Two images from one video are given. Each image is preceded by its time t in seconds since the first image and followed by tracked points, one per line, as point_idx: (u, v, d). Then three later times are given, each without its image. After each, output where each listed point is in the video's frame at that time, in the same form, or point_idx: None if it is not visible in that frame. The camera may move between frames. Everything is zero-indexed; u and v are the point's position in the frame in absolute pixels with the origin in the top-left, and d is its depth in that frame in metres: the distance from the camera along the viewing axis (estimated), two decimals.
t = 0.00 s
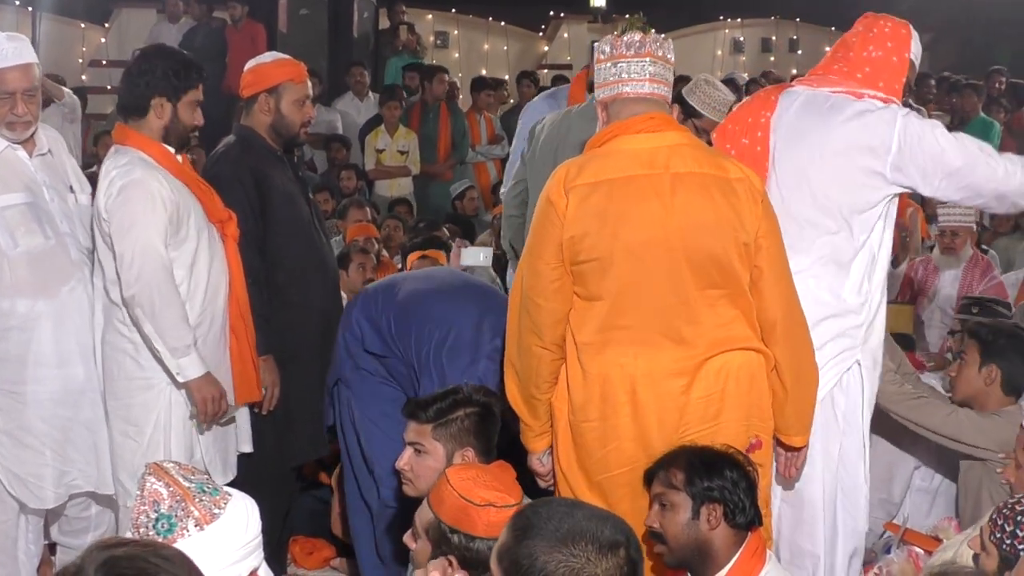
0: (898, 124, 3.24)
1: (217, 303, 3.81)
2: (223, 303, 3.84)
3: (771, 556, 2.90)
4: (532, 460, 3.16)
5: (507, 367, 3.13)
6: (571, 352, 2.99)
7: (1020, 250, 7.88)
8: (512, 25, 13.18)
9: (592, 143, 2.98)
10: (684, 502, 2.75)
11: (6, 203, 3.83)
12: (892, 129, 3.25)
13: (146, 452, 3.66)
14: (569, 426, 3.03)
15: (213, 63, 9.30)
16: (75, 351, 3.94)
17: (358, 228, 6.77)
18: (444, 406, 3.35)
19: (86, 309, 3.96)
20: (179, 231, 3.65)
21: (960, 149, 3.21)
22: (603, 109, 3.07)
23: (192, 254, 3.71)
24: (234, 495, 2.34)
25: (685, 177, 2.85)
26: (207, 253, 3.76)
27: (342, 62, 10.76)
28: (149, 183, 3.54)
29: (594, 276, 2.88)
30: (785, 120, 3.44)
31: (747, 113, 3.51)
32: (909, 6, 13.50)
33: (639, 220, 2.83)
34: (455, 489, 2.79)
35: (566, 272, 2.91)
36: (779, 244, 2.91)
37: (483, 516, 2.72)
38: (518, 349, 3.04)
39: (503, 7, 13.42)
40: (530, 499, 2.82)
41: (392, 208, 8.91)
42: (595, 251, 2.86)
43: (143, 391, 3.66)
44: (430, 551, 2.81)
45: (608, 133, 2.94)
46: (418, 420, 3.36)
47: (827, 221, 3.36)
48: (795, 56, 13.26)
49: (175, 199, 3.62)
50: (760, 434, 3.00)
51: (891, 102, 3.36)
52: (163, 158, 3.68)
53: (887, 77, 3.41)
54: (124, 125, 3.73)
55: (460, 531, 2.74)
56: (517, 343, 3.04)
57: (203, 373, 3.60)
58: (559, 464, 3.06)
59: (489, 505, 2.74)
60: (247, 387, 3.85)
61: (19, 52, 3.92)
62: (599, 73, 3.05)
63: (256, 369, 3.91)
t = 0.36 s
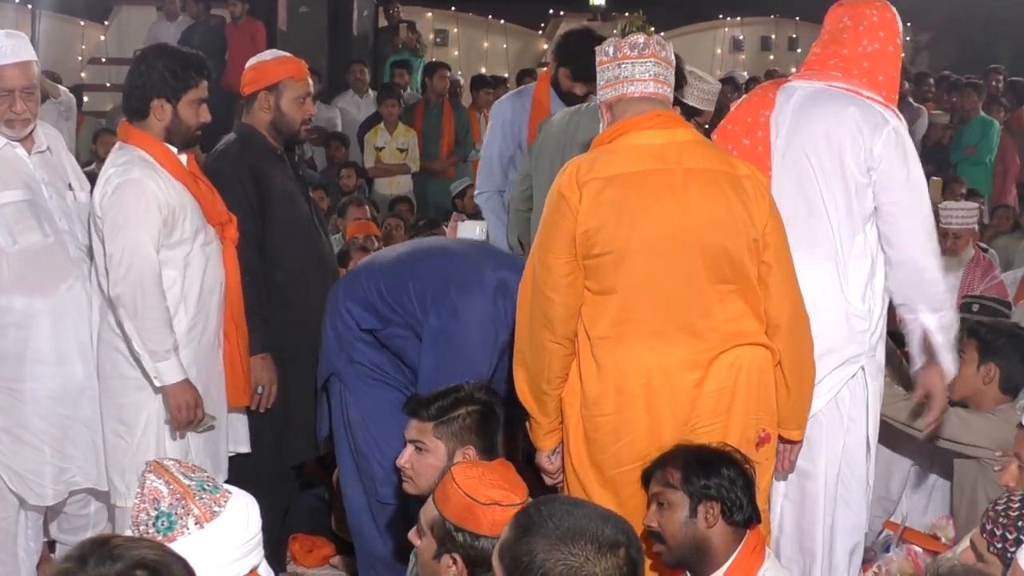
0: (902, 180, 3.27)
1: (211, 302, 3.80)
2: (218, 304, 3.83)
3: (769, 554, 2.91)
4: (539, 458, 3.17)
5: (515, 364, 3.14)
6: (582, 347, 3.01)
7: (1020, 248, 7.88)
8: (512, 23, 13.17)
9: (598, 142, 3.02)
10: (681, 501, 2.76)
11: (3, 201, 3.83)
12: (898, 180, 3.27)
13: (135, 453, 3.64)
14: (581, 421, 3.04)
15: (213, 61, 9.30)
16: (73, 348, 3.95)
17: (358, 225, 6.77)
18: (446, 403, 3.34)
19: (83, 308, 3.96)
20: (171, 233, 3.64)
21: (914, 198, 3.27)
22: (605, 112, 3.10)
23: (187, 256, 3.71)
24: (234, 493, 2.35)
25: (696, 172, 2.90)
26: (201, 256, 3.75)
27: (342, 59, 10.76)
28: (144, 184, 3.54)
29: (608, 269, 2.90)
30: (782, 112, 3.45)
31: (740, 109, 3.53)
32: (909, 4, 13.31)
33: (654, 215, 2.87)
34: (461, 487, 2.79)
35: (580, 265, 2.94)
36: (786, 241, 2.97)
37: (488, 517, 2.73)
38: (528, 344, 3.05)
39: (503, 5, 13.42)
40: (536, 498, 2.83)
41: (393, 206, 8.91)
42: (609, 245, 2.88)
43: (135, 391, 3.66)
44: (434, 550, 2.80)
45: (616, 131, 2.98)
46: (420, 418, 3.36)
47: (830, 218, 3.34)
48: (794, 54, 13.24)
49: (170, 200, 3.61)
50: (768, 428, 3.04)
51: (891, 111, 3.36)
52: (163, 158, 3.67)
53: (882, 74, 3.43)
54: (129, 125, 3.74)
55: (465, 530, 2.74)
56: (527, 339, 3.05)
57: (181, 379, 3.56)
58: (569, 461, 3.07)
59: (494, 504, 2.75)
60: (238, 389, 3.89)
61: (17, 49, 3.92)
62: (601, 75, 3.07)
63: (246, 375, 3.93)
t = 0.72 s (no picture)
0: (909, 170, 3.20)
1: (205, 301, 3.77)
2: (214, 300, 3.81)
3: (768, 552, 2.91)
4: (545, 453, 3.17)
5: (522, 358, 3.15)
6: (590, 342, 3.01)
7: (1021, 247, 7.87)
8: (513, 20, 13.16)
9: (607, 138, 3.03)
10: (681, 499, 2.76)
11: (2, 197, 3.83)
12: (907, 173, 3.21)
13: (131, 449, 3.64)
14: (588, 416, 3.04)
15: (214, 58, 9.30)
16: (71, 344, 3.95)
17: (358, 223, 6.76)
18: (443, 402, 3.35)
19: (82, 305, 3.96)
20: (169, 225, 3.61)
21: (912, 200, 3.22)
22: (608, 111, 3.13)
23: (182, 250, 3.66)
24: (232, 491, 2.34)
25: (703, 168, 2.91)
26: (197, 248, 3.72)
27: (343, 56, 10.75)
28: (142, 175, 3.51)
29: (616, 263, 2.91)
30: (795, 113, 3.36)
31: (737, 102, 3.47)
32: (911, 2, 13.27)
33: (662, 209, 2.88)
34: (458, 486, 2.79)
35: (589, 260, 2.95)
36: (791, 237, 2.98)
37: (485, 515, 2.73)
38: (537, 339, 3.06)
39: (504, 2, 13.40)
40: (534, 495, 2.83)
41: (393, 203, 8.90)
42: (617, 239, 2.89)
43: (130, 386, 3.64)
44: (432, 549, 2.80)
45: (623, 128, 2.99)
46: (417, 415, 3.36)
47: (851, 219, 3.27)
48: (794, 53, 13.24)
49: (167, 192, 3.58)
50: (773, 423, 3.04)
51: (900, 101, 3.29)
52: (164, 152, 3.67)
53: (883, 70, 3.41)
54: (130, 118, 3.73)
55: (461, 530, 2.74)
56: (535, 332, 3.06)
57: (179, 367, 3.53)
58: (575, 455, 3.07)
59: (491, 502, 2.74)
60: (229, 389, 3.86)
61: (15, 46, 3.91)
62: (606, 73, 3.07)
63: (239, 373, 3.92)
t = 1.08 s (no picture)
0: (937, 178, 3.35)
1: (201, 301, 3.75)
2: (211, 298, 3.80)
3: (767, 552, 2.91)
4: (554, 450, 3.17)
5: (527, 355, 3.15)
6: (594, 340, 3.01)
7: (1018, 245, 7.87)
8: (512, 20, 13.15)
9: (609, 137, 3.04)
10: (681, 498, 2.76)
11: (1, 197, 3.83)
12: (934, 178, 3.35)
13: (126, 449, 3.63)
14: (593, 414, 3.04)
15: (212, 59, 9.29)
16: (69, 344, 3.94)
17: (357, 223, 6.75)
18: (443, 401, 3.35)
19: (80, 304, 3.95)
20: (164, 224, 3.60)
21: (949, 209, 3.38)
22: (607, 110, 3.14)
23: (177, 248, 3.65)
24: (231, 490, 2.35)
25: (705, 167, 2.92)
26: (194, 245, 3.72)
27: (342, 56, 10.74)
28: (136, 173, 3.50)
29: (620, 259, 2.91)
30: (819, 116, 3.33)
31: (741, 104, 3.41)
32: (908, 1, 13.24)
33: (665, 206, 2.88)
34: (455, 486, 2.79)
35: (592, 257, 2.95)
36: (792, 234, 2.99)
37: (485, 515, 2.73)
38: (540, 336, 3.06)
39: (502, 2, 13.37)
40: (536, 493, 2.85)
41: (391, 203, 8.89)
42: (621, 236, 2.90)
43: (126, 386, 3.64)
44: (431, 549, 2.80)
45: (623, 127, 3.00)
46: (417, 415, 3.35)
47: (870, 216, 3.29)
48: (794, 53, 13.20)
49: (162, 191, 3.58)
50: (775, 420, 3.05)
51: (916, 98, 3.38)
52: (161, 151, 3.65)
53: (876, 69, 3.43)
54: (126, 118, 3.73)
55: (460, 530, 2.74)
56: (539, 329, 3.06)
57: (175, 362, 3.53)
58: (581, 452, 3.07)
59: (489, 502, 2.74)
60: (227, 389, 3.85)
61: (13, 46, 3.91)
62: (606, 73, 3.07)
63: (237, 372, 3.90)
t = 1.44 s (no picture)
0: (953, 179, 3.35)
1: (198, 303, 3.74)
2: (209, 300, 3.79)
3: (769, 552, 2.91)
4: (558, 453, 3.16)
5: (529, 359, 3.15)
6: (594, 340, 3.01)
7: (1018, 245, 7.84)
8: (512, 21, 13.13)
9: (604, 138, 3.03)
10: (683, 497, 2.76)
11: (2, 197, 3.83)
12: (951, 178, 3.35)
13: (123, 450, 3.62)
14: (595, 415, 3.04)
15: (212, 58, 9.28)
16: (70, 345, 3.94)
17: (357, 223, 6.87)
18: (443, 401, 3.35)
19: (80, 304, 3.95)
20: (158, 228, 3.59)
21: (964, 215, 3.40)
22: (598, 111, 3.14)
23: (173, 249, 3.64)
24: (233, 490, 2.35)
25: (702, 165, 2.93)
26: (189, 249, 3.71)
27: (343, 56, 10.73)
28: (127, 177, 3.50)
29: (619, 260, 2.91)
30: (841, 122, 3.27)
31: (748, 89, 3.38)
32: None
33: (663, 206, 2.88)
34: (455, 488, 2.79)
35: (592, 259, 2.95)
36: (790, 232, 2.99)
37: (486, 516, 2.73)
38: (542, 337, 3.06)
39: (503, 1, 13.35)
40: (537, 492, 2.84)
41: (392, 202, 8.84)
42: (620, 237, 2.89)
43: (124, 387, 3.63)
44: (432, 549, 2.80)
45: (618, 129, 3.00)
46: (417, 414, 3.36)
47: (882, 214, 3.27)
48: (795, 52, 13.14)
49: (155, 195, 3.57)
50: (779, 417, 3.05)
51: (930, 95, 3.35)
52: (155, 154, 3.65)
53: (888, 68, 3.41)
54: (122, 121, 3.72)
55: (460, 531, 2.74)
56: (541, 331, 3.06)
57: (167, 370, 3.51)
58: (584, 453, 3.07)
59: (489, 503, 2.74)
60: (228, 389, 3.83)
61: (13, 46, 3.91)
62: (598, 76, 3.08)
63: (236, 371, 3.86)
